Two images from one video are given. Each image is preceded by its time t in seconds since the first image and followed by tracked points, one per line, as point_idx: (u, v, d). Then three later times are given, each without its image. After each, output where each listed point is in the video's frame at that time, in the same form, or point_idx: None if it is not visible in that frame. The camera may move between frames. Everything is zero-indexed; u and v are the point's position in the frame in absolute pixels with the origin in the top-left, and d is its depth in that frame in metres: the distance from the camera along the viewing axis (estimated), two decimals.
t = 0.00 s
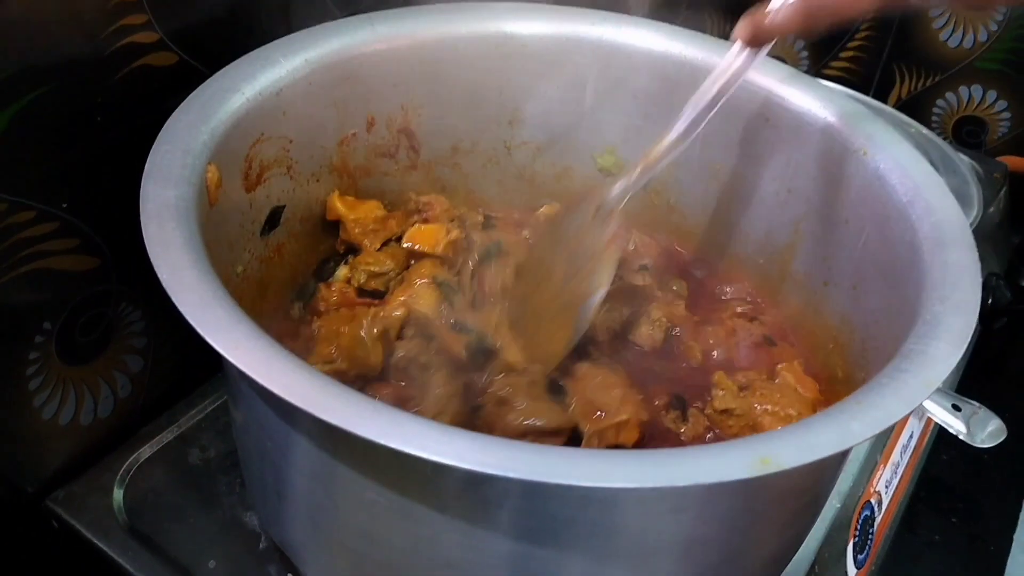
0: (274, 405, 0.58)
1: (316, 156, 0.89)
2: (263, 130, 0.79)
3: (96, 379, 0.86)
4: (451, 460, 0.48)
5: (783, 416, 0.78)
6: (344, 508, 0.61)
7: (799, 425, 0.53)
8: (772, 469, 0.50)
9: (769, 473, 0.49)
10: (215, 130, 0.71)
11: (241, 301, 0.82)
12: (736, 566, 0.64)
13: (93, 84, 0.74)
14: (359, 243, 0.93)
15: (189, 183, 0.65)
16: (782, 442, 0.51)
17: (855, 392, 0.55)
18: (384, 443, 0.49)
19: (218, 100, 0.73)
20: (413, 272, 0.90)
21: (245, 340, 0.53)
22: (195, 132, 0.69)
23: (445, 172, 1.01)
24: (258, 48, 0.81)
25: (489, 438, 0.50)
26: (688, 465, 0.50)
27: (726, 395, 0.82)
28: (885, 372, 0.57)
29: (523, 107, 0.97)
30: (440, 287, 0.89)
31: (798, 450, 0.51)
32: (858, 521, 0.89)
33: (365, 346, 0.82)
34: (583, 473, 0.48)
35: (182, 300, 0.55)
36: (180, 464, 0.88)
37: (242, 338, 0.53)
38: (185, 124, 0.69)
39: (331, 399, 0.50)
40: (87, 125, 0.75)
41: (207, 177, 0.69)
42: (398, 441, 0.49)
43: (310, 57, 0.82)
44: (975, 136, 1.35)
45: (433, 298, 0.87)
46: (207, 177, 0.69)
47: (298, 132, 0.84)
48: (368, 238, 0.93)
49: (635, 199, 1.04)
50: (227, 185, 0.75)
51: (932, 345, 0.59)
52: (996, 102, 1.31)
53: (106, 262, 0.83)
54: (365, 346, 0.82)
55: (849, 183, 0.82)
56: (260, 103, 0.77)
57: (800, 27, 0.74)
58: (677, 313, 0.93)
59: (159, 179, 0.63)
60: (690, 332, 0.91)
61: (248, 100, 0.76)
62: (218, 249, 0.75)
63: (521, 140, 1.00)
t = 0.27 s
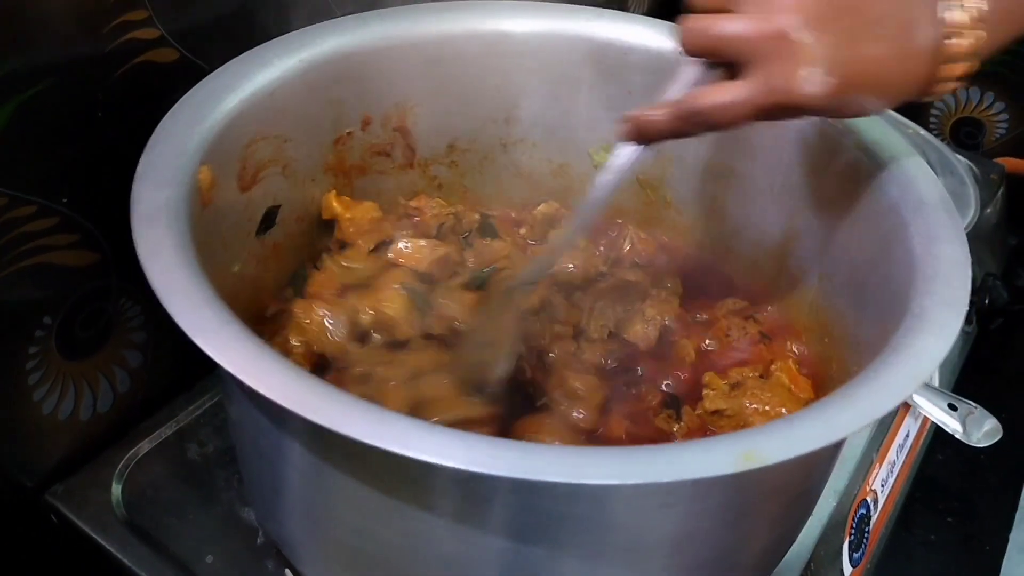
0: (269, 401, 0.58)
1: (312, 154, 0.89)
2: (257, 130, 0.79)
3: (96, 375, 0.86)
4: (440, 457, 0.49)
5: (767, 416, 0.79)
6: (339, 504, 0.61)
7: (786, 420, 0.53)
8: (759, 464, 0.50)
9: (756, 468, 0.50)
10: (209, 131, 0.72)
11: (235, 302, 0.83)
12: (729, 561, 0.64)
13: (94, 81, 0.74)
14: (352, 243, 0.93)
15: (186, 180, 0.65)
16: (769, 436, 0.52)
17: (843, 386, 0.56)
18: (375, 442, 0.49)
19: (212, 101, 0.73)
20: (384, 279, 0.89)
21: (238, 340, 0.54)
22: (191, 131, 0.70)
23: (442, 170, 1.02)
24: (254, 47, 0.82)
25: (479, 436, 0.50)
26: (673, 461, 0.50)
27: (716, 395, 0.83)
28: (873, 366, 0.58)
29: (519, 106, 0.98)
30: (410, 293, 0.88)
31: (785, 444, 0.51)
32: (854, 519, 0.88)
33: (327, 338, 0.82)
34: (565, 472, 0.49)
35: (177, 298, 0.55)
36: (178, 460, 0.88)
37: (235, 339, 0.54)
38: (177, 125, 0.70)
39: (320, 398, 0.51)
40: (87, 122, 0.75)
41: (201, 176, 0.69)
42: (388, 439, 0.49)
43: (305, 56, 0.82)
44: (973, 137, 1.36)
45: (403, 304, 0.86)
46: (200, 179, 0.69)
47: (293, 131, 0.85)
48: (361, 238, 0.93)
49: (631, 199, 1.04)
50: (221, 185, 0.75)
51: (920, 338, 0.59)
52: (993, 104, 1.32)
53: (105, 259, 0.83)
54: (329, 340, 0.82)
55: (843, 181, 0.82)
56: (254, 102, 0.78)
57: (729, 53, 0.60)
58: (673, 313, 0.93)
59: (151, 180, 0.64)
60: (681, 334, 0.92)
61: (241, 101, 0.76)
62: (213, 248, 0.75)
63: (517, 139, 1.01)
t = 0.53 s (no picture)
0: (268, 400, 0.58)
1: (314, 153, 0.89)
2: (260, 128, 0.80)
3: (94, 374, 0.86)
4: (443, 455, 0.49)
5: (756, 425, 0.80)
6: (338, 504, 0.62)
7: (788, 423, 0.54)
8: (759, 466, 0.50)
9: (756, 470, 0.50)
10: (214, 128, 0.72)
11: (241, 297, 0.83)
12: (724, 562, 0.64)
13: (94, 80, 0.75)
14: (361, 247, 0.94)
15: (188, 179, 0.66)
16: (769, 438, 0.52)
17: (843, 390, 0.56)
18: (379, 437, 0.49)
19: (217, 97, 0.74)
20: (398, 286, 0.89)
21: (241, 337, 0.54)
22: (194, 129, 0.70)
23: (442, 170, 1.02)
24: (257, 46, 0.82)
25: (483, 435, 0.51)
26: (677, 462, 0.50)
27: (710, 404, 0.83)
28: (873, 372, 0.58)
29: (519, 107, 0.98)
30: (425, 300, 0.88)
31: (785, 447, 0.52)
32: (849, 519, 0.89)
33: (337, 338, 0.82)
34: (570, 470, 0.49)
35: (177, 297, 0.56)
36: (176, 458, 0.89)
37: (238, 336, 0.54)
38: (183, 121, 0.70)
39: (324, 395, 0.51)
40: (87, 121, 0.76)
41: (205, 174, 0.69)
42: (390, 436, 0.50)
43: (308, 56, 0.82)
44: (970, 139, 1.35)
45: (420, 310, 0.86)
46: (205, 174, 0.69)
47: (295, 130, 0.85)
48: (365, 243, 0.94)
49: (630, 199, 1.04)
50: (224, 183, 0.75)
51: (919, 345, 0.59)
52: (991, 106, 1.32)
53: (104, 258, 0.84)
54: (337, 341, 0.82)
55: (841, 185, 0.83)
56: (258, 101, 0.78)
57: (765, 50, 0.59)
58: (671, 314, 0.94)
59: (156, 176, 0.64)
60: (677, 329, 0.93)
61: (246, 99, 0.76)
62: (216, 246, 0.76)
63: (517, 140, 1.01)
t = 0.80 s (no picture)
0: (266, 401, 0.58)
1: (311, 154, 0.89)
2: (257, 128, 0.79)
3: (91, 376, 0.86)
4: (441, 455, 0.48)
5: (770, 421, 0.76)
6: (336, 506, 0.61)
7: (789, 422, 0.53)
8: (760, 466, 0.50)
9: (757, 470, 0.50)
10: (210, 127, 0.72)
11: (236, 298, 0.82)
12: (725, 562, 0.64)
13: (89, 80, 0.74)
14: (360, 250, 0.94)
15: (184, 179, 0.65)
16: (769, 438, 0.52)
17: (843, 390, 0.56)
18: (377, 437, 0.49)
19: (213, 97, 0.73)
20: (407, 297, 0.90)
21: (238, 338, 0.54)
22: (190, 129, 0.69)
23: (439, 170, 1.01)
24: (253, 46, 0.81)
25: (481, 435, 0.50)
26: (677, 462, 0.50)
27: (722, 405, 0.80)
28: (873, 371, 0.58)
29: (517, 107, 0.98)
30: (434, 310, 0.89)
31: (787, 447, 0.51)
32: (849, 519, 0.89)
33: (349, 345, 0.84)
34: (570, 469, 0.49)
35: (173, 298, 0.55)
36: (174, 460, 0.88)
37: (235, 336, 0.54)
38: (179, 122, 0.69)
39: (321, 395, 0.51)
40: (82, 122, 0.75)
41: (201, 174, 0.69)
42: (388, 436, 0.49)
43: (304, 56, 0.82)
44: (969, 139, 1.35)
45: (431, 321, 0.87)
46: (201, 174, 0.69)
47: (292, 130, 0.84)
48: (366, 246, 0.95)
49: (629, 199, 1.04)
50: (221, 183, 0.75)
51: (919, 344, 0.59)
52: (989, 105, 1.31)
53: (100, 260, 0.83)
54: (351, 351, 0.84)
55: (839, 184, 0.82)
56: (254, 102, 0.77)
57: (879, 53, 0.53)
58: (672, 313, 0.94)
59: (152, 176, 0.64)
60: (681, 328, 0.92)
61: (242, 99, 0.76)
62: (213, 246, 0.75)
63: (515, 140, 1.01)
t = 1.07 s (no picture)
0: (267, 404, 0.58)
1: (313, 155, 0.89)
2: (260, 129, 0.79)
3: (92, 377, 0.86)
4: (444, 460, 0.48)
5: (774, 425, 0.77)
6: (338, 509, 0.61)
7: (793, 427, 0.53)
8: (764, 471, 0.50)
9: (761, 475, 0.50)
10: (213, 128, 0.71)
11: (238, 299, 0.82)
12: (728, 566, 0.64)
13: (91, 81, 0.74)
14: (362, 252, 0.94)
15: (186, 181, 0.65)
16: (773, 443, 0.52)
17: (847, 394, 0.56)
18: (380, 442, 0.49)
19: (216, 98, 0.73)
20: (406, 297, 0.90)
21: (241, 341, 0.53)
22: (192, 130, 0.69)
23: (441, 172, 1.01)
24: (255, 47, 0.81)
25: (485, 440, 0.50)
26: (681, 466, 0.50)
27: (725, 410, 0.81)
28: (877, 375, 0.57)
29: (519, 108, 0.97)
30: (432, 310, 0.89)
31: (791, 452, 0.51)
32: (851, 522, 0.89)
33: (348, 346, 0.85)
34: (574, 473, 0.49)
35: (175, 301, 0.55)
36: (174, 461, 0.88)
37: (237, 340, 0.53)
38: (182, 123, 0.69)
39: (324, 399, 0.51)
40: (84, 123, 0.75)
41: (204, 175, 0.69)
42: (391, 441, 0.49)
43: (307, 57, 0.82)
44: (970, 140, 1.36)
45: (429, 321, 0.86)
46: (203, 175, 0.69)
47: (294, 131, 0.84)
48: (368, 247, 0.94)
49: (630, 201, 1.04)
50: (223, 184, 0.75)
51: (924, 348, 0.59)
52: (991, 106, 1.31)
53: (101, 261, 0.83)
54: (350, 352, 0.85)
55: (842, 187, 0.82)
56: (256, 102, 0.77)
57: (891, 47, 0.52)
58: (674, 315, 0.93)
59: (155, 177, 0.63)
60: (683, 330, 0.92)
61: (245, 100, 0.76)
62: (215, 247, 0.75)
63: (517, 141, 1.00)
